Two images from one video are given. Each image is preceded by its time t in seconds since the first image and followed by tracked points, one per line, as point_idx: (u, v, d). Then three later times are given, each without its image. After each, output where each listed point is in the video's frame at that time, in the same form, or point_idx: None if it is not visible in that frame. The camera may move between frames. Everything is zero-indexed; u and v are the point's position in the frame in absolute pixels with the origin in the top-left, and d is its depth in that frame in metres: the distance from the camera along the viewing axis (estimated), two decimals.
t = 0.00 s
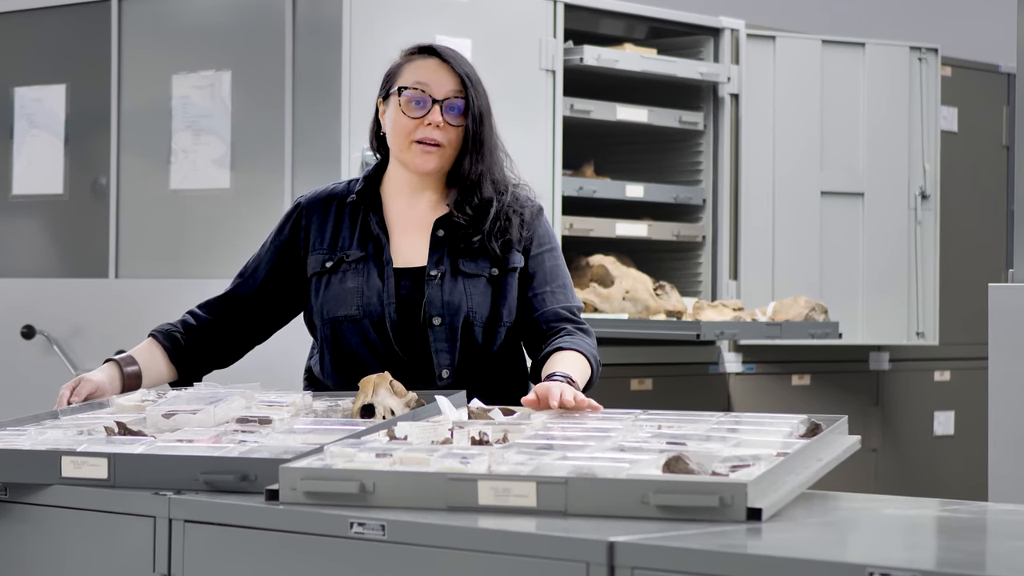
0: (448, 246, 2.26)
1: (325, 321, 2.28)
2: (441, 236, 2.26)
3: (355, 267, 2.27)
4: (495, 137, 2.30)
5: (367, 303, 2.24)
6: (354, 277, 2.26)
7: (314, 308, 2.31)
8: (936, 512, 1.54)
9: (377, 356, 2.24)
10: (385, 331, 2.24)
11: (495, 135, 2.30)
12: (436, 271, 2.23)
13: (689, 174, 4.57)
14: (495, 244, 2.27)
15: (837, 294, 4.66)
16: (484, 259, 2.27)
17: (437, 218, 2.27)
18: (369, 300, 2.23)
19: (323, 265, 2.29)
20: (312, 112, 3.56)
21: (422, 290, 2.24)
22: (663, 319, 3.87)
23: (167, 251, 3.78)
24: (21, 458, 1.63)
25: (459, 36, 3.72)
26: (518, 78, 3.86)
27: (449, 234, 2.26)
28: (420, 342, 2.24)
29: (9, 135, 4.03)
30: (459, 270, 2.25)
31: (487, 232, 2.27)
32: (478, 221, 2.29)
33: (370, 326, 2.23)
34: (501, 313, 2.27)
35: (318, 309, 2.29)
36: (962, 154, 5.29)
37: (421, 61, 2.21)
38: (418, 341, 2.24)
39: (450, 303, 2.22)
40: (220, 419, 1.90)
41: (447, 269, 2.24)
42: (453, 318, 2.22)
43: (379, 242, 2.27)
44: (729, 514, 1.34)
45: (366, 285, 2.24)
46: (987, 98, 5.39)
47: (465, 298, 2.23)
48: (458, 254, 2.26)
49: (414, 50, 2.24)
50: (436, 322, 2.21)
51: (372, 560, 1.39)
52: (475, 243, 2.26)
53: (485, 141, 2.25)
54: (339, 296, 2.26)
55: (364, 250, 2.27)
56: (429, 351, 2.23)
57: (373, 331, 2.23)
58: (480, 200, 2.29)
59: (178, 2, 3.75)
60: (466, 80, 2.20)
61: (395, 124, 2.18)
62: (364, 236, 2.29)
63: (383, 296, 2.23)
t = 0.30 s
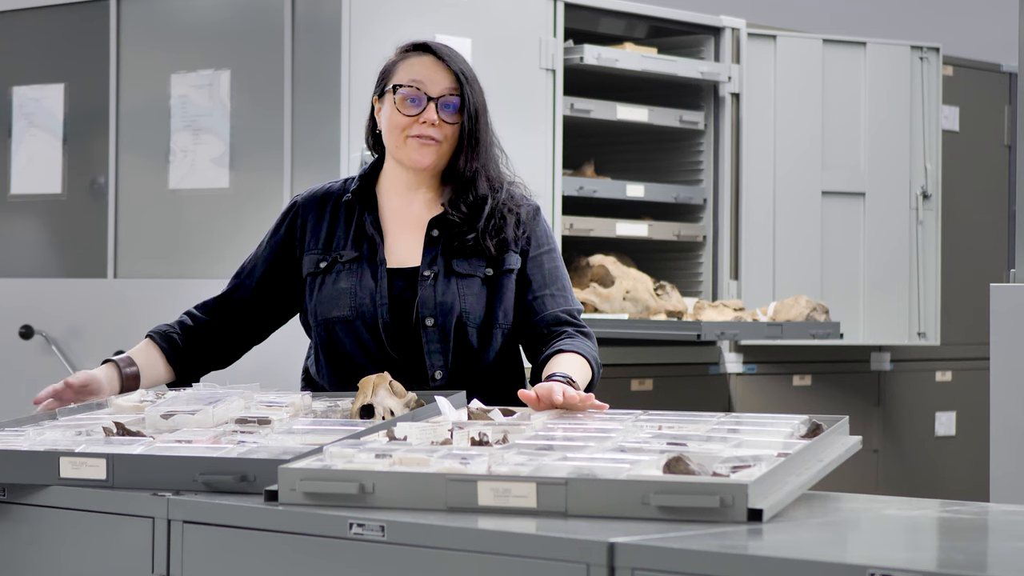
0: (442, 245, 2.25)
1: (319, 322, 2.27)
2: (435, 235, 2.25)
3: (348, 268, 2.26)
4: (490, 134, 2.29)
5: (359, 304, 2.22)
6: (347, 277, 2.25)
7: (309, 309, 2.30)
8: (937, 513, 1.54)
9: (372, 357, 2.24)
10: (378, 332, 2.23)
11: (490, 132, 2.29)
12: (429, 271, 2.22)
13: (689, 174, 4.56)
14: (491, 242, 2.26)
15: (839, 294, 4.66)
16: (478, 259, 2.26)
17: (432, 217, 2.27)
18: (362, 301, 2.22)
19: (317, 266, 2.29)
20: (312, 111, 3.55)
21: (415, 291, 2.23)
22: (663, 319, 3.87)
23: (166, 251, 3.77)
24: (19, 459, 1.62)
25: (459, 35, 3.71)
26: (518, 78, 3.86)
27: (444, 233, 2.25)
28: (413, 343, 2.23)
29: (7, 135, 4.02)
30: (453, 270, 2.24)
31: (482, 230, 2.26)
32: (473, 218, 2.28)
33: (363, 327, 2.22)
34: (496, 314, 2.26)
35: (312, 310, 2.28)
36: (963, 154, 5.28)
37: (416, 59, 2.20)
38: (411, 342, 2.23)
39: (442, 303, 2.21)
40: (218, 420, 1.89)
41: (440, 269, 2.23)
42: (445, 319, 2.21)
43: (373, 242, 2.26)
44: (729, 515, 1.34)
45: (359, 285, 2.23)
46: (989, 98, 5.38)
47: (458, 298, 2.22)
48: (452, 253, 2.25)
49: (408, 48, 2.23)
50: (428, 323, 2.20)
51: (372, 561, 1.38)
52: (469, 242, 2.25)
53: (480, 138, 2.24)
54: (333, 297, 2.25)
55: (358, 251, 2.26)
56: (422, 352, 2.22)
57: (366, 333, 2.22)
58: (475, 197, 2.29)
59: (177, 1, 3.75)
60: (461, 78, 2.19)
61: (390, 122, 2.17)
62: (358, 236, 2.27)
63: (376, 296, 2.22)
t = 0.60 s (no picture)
0: (445, 247, 2.24)
1: (321, 325, 2.26)
2: (438, 238, 2.25)
3: (351, 271, 2.25)
4: (490, 134, 2.28)
5: (362, 308, 2.22)
6: (350, 281, 2.24)
7: (311, 312, 2.29)
8: (939, 514, 1.53)
9: (373, 360, 2.23)
10: (381, 336, 2.22)
11: (490, 132, 2.28)
12: (433, 275, 2.22)
13: (691, 174, 4.55)
14: (493, 244, 2.25)
15: (840, 294, 4.65)
16: (481, 261, 2.26)
17: (433, 219, 2.26)
18: (365, 305, 2.22)
19: (319, 269, 2.28)
20: (312, 111, 3.54)
21: (418, 294, 2.22)
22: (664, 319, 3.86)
23: (164, 251, 3.77)
24: (16, 460, 1.61)
25: (458, 34, 3.70)
26: (518, 77, 3.85)
27: (447, 236, 2.25)
28: (416, 347, 2.22)
29: (6, 134, 4.01)
30: (456, 273, 2.24)
31: (484, 232, 2.25)
32: (474, 219, 2.28)
33: (366, 331, 2.21)
34: (500, 318, 2.25)
35: (314, 313, 2.27)
36: (964, 152, 5.27)
37: (412, 63, 2.17)
38: (413, 346, 2.22)
39: (446, 307, 2.21)
40: (217, 420, 1.88)
41: (444, 273, 2.23)
42: (449, 323, 2.21)
43: (375, 244, 2.25)
44: (729, 516, 1.33)
45: (363, 289, 2.23)
46: (991, 96, 5.37)
47: (461, 302, 2.22)
48: (456, 255, 2.24)
49: (403, 50, 2.20)
50: (432, 328, 2.20)
51: (372, 562, 1.37)
52: (472, 243, 2.24)
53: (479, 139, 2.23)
54: (336, 300, 2.24)
55: (360, 254, 2.25)
56: (425, 356, 2.22)
57: (369, 336, 2.21)
58: (476, 197, 2.28)
59: None
60: (458, 82, 2.16)
61: (387, 127, 2.18)
62: (360, 239, 2.27)
63: (379, 300, 2.22)
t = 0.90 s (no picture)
0: (447, 248, 2.23)
1: (321, 325, 2.25)
2: (440, 238, 2.24)
3: (351, 271, 2.24)
4: (493, 133, 2.28)
5: (362, 308, 2.21)
6: (351, 281, 2.23)
7: (311, 312, 2.28)
8: (940, 515, 1.52)
9: (372, 362, 2.22)
10: (380, 337, 2.21)
11: (493, 131, 2.27)
12: (433, 276, 2.21)
13: (692, 173, 4.54)
14: (495, 244, 2.24)
15: (842, 294, 4.65)
16: (482, 262, 2.25)
17: (436, 219, 2.25)
18: (365, 305, 2.21)
19: (320, 268, 2.27)
20: (312, 111, 3.53)
21: (419, 295, 2.21)
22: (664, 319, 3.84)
23: (163, 251, 3.76)
24: (14, 461, 1.60)
25: (457, 33, 3.69)
26: (519, 77, 3.84)
27: (448, 236, 2.24)
28: (415, 348, 2.22)
29: (4, 134, 4.00)
30: (457, 274, 2.23)
31: (487, 232, 2.24)
32: (477, 219, 2.27)
33: (366, 332, 2.21)
34: (501, 319, 2.24)
35: (314, 313, 2.27)
36: (966, 152, 5.27)
37: (415, 60, 2.18)
38: (413, 348, 2.22)
39: (447, 308, 2.20)
40: (216, 421, 1.87)
41: (444, 274, 2.22)
42: (450, 324, 2.20)
43: (376, 244, 2.25)
44: (730, 517, 1.32)
45: (363, 289, 2.22)
46: (993, 96, 5.36)
47: (462, 303, 2.21)
48: (457, 255, 2.24)
49: (407, 49, 2.21)
50: (432, 329, 2.19)
51: (371, 563, 1.36)
52: (473, 243, 2.24)
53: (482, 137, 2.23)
54: (336, 300, 2.24)
55: (361, 253, 2.25)
56: (425, 358, 2.21)
57: (368, 337, 2.21)
58: (479, 196, 2.27)
59: None
60: (462, 79, 2.17)
61: (391, 126, 2.16)
62: (361, 239, 2.26)
63: (379, 300, 2.21)
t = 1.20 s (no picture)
0: (450, 250, 2.23)
1: (323, 324, 2.25)
2: (443, 240, 2.23)
3: (354, 271, 2.24)
4: (498, 132, 2.27)
5: (365, 309, 2.21)
6: (353, 281, 2.23)
7: (313, 311, 2.28)
8: (942, 516, 1.51)
9: (373, 363, 2.22)
10: (382, 338, 2.21)
11: (498, 130, 2.26)
12: (437, 278, 2.20)
13: (693, 172, 4.53)
14: (500, 246, 2.23)
15: (843, 293, 4.64)
16: (486, 265, 2.24)
17: (440, 220, 2.25)
18: (368, 306, 2.21)
19: (322, 267, 2.27)
20: (311, 110, 3.53)
21: (422, 298, 2.21)
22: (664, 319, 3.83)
23: (162, 250, 3.75)
24: (12, 461, 1.59)
25: (457, 32, 3.68)
26: (519, 76, 3.83)
27: (453, 237, 2.24)
28: (417, 351, 2.22)
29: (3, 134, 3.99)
30: (461, 277, 2.22)
31: (492, 233, 2.23)
32: (482, 220, 2.25)
33: (367, 333, 2.21)
34: (504, 323, 2.24)
35: (316, 312, 2.26)
36: (968, 151, 5.26)
37: (418, 56, 2.18)
38: (415, 349, 2.22)
39: (450, 312, 2.19)
40: (215, 422, 1.86)
41: (448, 277, 2.21)
42: (453, 327, 2.19)
43: (380, 245, 2.24)
44: (731, 518, 1.31)
45: (365, 290, 2.21)
46: (995, 95, 5.35)
47: (465, 306, 2.20)
48: (462, 258, 2.23)
49: (409, 45, 2.21)
50: (435, 332, 2.18)
51: (370, 565, 1.36)
52: (478, 243, 2.23)
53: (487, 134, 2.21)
54: (338, 300, 2.23)
55: (364, 253, 2.24)
56: (428, 361, 2.21)
57: (370, 338, 2.21)
58: (484, 195, 2.25)
59: None
60: (465, 74, 2.17)
61: (395, 123, 2.15)
62: (364, 238, 2.26)
63: (382, 302, 2.20)
